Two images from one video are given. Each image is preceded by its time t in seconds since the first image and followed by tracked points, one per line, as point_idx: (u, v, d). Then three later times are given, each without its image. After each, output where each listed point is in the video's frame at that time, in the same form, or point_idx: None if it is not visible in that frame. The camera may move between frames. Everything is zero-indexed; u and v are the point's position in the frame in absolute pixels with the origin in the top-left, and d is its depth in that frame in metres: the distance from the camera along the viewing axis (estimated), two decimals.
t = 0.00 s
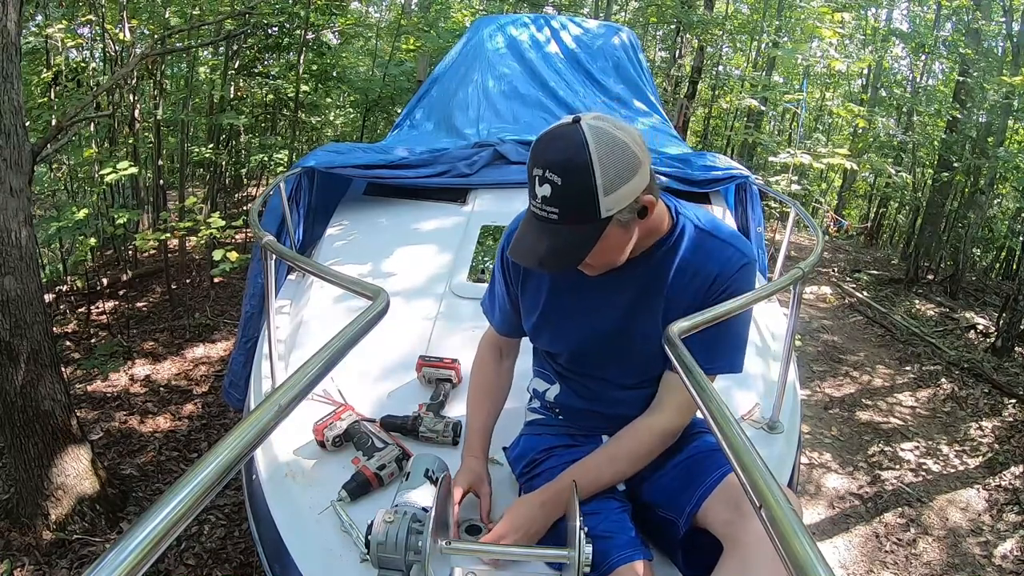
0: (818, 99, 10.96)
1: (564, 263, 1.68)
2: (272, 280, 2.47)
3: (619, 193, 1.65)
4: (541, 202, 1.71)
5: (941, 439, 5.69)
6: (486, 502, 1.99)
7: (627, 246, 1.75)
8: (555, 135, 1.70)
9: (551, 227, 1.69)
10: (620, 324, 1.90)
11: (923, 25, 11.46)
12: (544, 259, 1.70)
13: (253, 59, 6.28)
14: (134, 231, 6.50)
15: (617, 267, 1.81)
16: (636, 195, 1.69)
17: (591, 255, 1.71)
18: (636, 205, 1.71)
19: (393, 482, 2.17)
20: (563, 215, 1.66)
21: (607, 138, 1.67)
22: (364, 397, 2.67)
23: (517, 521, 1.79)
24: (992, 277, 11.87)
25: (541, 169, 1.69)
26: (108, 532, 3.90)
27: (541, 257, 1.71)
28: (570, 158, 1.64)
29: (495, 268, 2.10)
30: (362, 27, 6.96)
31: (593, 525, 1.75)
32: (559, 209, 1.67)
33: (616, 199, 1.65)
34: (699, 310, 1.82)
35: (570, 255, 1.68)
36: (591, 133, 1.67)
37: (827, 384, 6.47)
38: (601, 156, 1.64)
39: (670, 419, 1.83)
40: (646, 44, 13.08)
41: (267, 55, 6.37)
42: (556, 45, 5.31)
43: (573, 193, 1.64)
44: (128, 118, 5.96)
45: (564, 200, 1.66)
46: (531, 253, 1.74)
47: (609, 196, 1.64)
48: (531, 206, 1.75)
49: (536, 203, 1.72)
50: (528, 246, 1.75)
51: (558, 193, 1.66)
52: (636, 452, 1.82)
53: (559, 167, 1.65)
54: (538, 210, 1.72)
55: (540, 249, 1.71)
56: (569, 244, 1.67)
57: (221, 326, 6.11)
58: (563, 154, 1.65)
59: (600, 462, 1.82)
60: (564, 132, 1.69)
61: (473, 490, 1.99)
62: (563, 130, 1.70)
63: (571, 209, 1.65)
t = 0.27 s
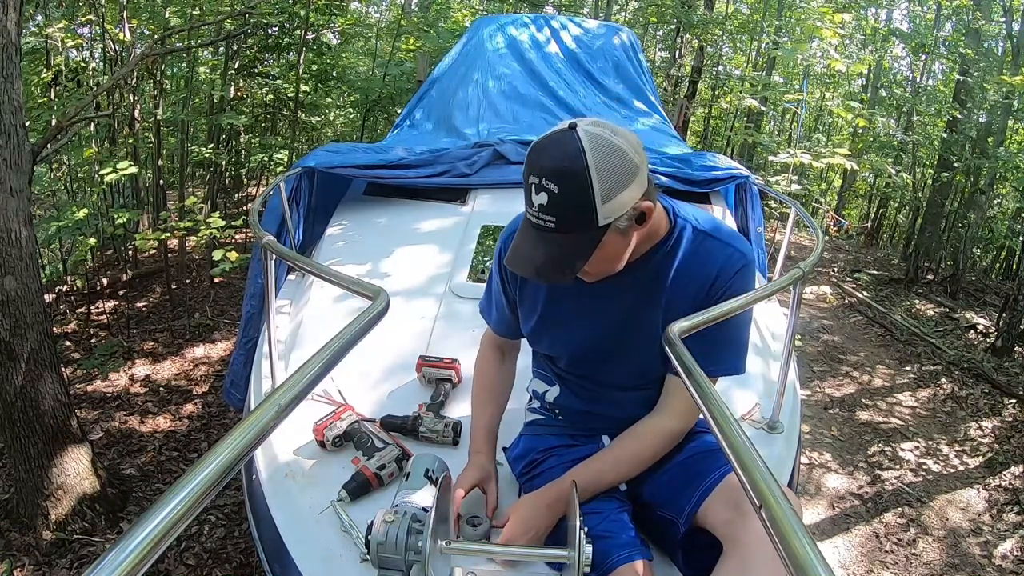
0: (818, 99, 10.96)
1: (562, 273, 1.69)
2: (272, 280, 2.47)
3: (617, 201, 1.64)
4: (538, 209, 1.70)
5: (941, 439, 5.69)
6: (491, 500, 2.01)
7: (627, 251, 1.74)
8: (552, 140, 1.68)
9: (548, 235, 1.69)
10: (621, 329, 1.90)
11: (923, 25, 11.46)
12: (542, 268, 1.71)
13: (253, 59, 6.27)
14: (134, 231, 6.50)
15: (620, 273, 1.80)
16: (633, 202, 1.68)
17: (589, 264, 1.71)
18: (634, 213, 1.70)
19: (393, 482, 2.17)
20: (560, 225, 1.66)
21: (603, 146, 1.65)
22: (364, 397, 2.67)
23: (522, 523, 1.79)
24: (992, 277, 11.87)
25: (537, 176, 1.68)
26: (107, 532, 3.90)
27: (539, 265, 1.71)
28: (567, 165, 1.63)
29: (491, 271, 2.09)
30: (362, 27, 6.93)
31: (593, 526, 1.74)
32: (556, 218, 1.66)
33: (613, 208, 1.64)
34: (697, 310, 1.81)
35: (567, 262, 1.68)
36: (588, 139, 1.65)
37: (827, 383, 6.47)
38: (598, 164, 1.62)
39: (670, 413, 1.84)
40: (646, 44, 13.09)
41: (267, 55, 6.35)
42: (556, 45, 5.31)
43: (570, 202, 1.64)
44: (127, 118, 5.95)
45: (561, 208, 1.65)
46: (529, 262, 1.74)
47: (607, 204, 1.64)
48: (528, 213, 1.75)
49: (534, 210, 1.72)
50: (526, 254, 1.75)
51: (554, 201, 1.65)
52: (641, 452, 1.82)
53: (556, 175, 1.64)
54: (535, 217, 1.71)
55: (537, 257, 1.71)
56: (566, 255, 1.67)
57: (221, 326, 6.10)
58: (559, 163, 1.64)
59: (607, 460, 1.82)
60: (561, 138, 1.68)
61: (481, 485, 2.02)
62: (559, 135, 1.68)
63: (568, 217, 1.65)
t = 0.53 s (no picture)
0: (818, 99, 10.97)
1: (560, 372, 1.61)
2: (271, 280, 2.47)
3: (605, 302, 1.51)
4: (523, 321, 1.58)
5: (940, 439, 5.69)
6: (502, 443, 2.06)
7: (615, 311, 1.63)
8: (522, 253, 1.51)
9: (541, 342, 1.58)
10: (621, 346, 1.86)
11: (923, 25, 11.46)
12: (542, 373, 1.63)
13: (253, 58, 6.27)
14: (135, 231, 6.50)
15: (618, 314, 1.72)
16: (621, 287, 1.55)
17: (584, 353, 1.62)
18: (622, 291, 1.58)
19: (393, 482, 2.18)
20: (550, 336, 1.55)
21: (583, 248, 1.47)
22: (364, 397, 2.67)
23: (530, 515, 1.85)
24: (992, 277, 11.87)
25: (517, 292, 1.54)
26: (107, 532, 3.91)
27: (539, 371, 1.63)
28: (547, 283, 1.48)
29: (482, 264, 2.05)
30: (362, 27, 6.91)
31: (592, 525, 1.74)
32: (544, 331, 1.55)
33: (601, 308, 1.51)
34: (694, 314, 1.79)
35: (566, 365, 1.60)
36: (564, 246, 1.47)
37: (827, 383, 6.48)
38: (581, 276, 1.47)
39: (677, 421, 1.90)
40: (646, 45, 13.10)
41: (267, 55, 6.34)
42: (556, 45, 5.31)
43: (558, 318, 1.51)
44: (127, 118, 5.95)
45: (549, 321, 1.53)
46: (523, 366, 1.65)
47: (595, 309, 1.51)
48: (511, 315, 1.62)
49: (517, 316, 1.59)
50: (519, 359, 1.65)
51: (541, 320, 1.53)
52: (642, 450, 1.87)
53: (538, 295, 1.50)
54: (522, 327, 1.59)
55: (533, 367, 1.63)
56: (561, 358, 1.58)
57: (221, 326, 6.11)
58: (539, 279, 1.49)
59: (602, 452, 1.89)
60: (531, 247, 1.51)
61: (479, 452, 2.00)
62: (528, 241, 1.51)
63: (559, 331, 1.53)
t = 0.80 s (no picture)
0: (818, 99, 10.97)
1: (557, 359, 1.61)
2: (271, 280, 2.47)
3: (608, 291, 1.51)
4: (525, 303, 1.58)
5: (940, 439, 5.69)
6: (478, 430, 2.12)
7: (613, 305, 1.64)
8: (527, 235, 1.52)
9: (540, 326, 1.58)
10: (624, 344, 1.86)
11: (923, 25, 11.45)
12: (539, 357, 1.63)
13: (253, 59, 6.26)
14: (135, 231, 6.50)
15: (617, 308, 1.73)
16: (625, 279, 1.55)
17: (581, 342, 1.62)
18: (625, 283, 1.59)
19: (393, 482, 2.18)
20: (550, 320, 1.55)
21: (591, 234, 1.48)
22: (364, 398, 2.67)
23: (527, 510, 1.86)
24: (992, 277, 11.87)
25: (522, 274, 1.55)
26: (107, 532, 3.91)
27: (535, 355, 1.62)
28: (551, 266, 1.49)
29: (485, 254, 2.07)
30: (362, 27, 6.89)
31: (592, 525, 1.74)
32: (545, 314, 1.55)
33: (604, 297, 1.52)
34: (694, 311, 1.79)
35: (564, 351, 1.60)
36: (572, 230, 1.48)
37: (827, 383, 6.48)
38: (587, 261, 1.47)
39: (678, 421, 1.90)
40: (646, 45, 13.10)
41: (267, 55, 6.34)
42: (556, 45, 5.31)
43: (560, 302, 1.51)
44: (127, 118, 5.94)
45: (551, 305, 1.53)
46: (521, 350, 1.64)
47: (598, 297, 1.51)
48: (514, 297, 1.62)
49: (519, 298, 1.59)
50: (517, 342, 1.65)
51: (542, 302, 1.53)
52: (642, 449, 1.87)
53: (542, 276, 1.51)
54: (524, 310, 1.59)
55: (531, 351, 1.62)
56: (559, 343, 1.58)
57: (221, 326, 6.11)
58: (545, 261, 1.49)
59: (602, 452, 1.89)
60: (538, 230, 1.51)
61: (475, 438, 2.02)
62: (536, 224, 1.52)
63: (559, 315, 1.54)
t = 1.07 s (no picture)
0: (818, 99, 10.97)
1: (554, 331, 1.61)
2: (272, 280, 2.47)
3: (616, 269, 1.53)
4: (532, 269, 1.59)
5: (940, 439, 5.69)
6: (449, 393, 2.24)
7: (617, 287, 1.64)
8: (545, 201, 1.54)
9: (544, 294, 1.58)
10: (625, 341, 1.86)
11: (923, 25, 11.45)
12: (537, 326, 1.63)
13: (253, 59, 6.26)
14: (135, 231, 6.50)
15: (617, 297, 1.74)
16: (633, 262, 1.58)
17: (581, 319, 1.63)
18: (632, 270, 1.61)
19: (393, 482, 2.18)
20: (555, 288, 1.56)
21: (609, 208, 1.50)
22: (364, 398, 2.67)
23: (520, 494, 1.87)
24: (992, 277, 11.87)
25: (534, 239, 1.56)
26: (107, 532, 3.91)
27: (534, 324, 1.61)
28: (565, 234, 1.50)
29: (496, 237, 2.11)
30: (362, 27, 6.89)
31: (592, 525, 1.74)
32: (551, 282, 1.56)
33: (611, 275, 1.54)
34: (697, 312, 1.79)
35: (561, 324, 1.59)
36: (592, 201, 1.50)
37: (827, 383, 6.48)
38: (601, 234, 1.49)
39: (678, 420, 1.90)
40: (646, 45, 13.10)
41: (267, 55, 6.34)
42: (556, 45, 5.31)
43: (568, 271, 1.52)
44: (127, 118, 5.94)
45: (558, 274, 1.54)
46: (519, 318, 1.64)
47: (606, 272, 1.53)
48: (522, 263, 1.63)
49: (527, 264, 1.60)
50: (517, 309, 1.65)
51: (549, 269, 1.54)
52: (643, 449, 1.87)
53: (555, 242, 1.52)
54: (530, 276, 1.61)
55: (529, 319, 1.62)
56: (559, 315, 1.58)
57: (221, 326, 6.11)
58: (560, 227, 1.51)
59: (602, 451, 1.88)
60: (558, 197, 1.53)
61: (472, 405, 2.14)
62: (556, 192, 1.54)
63: (564, 285, 1.55)
